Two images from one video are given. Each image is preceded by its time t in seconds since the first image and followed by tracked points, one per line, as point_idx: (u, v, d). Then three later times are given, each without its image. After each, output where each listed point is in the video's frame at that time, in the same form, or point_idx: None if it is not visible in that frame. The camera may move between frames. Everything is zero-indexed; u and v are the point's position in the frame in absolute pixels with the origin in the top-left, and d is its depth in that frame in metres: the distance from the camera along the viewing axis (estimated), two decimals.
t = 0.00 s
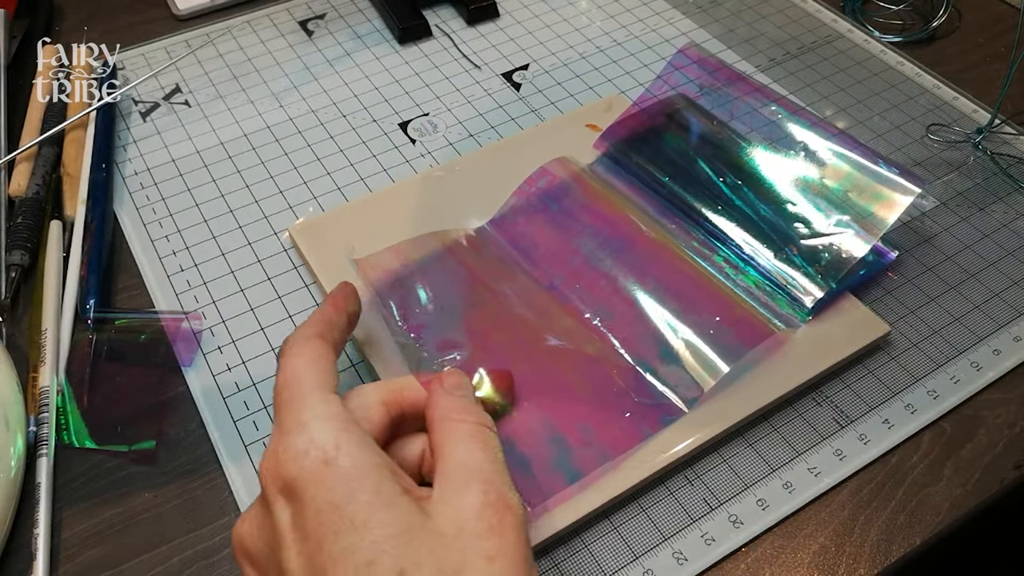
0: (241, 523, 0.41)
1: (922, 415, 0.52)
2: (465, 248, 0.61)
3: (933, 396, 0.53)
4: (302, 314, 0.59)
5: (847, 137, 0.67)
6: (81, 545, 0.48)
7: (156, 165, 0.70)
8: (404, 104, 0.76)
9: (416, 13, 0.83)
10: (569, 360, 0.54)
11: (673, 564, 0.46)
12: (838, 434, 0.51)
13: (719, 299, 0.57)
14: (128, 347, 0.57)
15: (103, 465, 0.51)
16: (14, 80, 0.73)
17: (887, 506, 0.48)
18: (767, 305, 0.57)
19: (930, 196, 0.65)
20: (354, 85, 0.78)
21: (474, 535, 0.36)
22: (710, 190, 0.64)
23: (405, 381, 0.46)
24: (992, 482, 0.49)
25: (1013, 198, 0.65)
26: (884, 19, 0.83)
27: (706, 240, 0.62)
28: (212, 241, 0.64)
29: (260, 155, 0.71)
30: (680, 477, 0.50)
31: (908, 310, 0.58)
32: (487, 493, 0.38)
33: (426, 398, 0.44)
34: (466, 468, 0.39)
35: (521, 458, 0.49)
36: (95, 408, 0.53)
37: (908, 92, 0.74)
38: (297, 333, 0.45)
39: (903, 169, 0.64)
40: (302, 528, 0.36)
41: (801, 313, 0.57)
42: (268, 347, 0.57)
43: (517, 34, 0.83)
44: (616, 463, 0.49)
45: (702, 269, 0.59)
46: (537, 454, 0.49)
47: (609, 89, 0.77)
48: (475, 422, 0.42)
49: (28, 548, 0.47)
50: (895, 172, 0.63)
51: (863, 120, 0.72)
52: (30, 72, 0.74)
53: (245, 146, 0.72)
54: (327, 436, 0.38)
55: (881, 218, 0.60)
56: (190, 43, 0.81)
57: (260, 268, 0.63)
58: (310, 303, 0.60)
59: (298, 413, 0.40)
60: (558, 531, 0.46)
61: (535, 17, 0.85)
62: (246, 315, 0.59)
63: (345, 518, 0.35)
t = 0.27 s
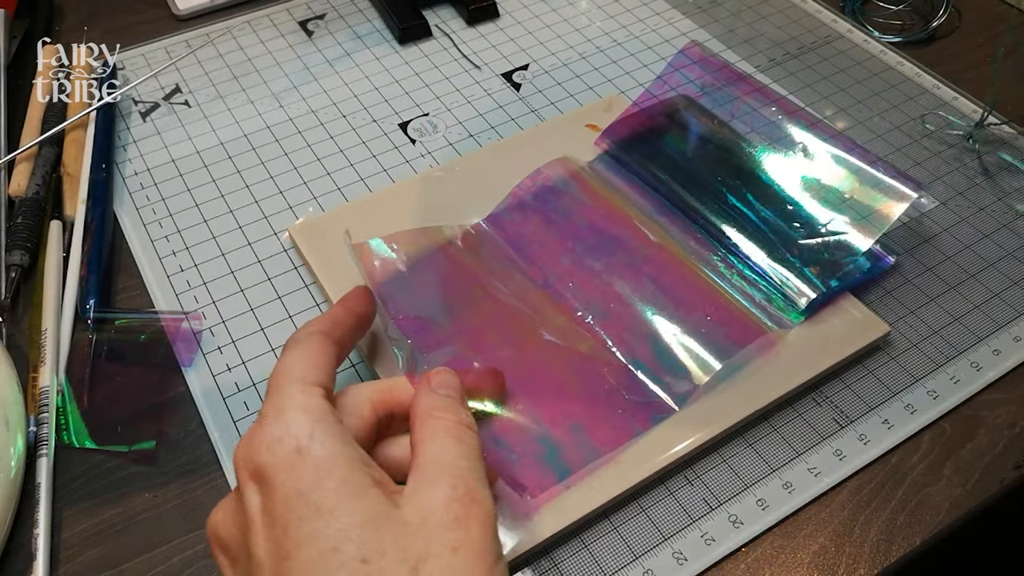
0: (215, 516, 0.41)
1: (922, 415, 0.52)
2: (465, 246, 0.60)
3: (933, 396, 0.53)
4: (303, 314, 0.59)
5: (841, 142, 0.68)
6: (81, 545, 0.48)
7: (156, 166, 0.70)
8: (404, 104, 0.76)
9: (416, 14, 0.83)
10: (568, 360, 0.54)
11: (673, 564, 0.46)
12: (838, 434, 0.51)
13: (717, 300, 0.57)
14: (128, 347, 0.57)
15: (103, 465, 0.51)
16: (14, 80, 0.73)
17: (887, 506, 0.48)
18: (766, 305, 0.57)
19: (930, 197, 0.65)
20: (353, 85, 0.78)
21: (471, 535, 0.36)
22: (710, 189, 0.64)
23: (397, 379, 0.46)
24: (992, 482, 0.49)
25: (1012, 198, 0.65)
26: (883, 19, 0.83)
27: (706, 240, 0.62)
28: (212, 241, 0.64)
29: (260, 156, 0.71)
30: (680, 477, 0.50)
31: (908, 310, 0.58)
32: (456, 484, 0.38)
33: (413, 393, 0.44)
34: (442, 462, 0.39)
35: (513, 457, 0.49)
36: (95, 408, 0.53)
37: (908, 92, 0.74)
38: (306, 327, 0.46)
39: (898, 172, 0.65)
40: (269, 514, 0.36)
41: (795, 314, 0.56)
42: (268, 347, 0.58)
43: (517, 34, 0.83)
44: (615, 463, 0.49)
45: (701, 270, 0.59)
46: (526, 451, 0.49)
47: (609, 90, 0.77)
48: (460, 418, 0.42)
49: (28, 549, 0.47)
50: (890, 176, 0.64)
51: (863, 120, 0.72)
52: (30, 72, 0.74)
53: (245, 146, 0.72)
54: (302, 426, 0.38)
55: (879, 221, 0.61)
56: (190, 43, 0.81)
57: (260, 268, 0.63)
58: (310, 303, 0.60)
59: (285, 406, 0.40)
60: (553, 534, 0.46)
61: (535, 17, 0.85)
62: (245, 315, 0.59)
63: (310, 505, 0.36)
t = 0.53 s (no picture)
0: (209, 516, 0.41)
1: (922, 415, 0.52)
2: (466, 247, 0.61)
3: (932, 396, 0.53)
4: (303, 314, 0.59)
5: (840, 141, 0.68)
6: (81, 545, 0.48)
7: (156, 166, 0.70)
8: (404, 104, 0.76)
9: (416, 14, 0.83)
10: (568, 360, 0.54)
11: (673, 564, 0.46)
12: (838, 434, 0.51)
13: (718, 302, 0.57)
14: (128, 347, 0.57)
15: (103, 465, 0.51)
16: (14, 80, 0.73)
17: (886, 506, 0.48)
18: (767, 305, 0.57)
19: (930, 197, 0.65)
20: (354, 85, 0.78)
21: (471, 536, 0.36)
22: (710, 189, 0.64)
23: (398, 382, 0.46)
24: (991, 483, 0.49)
25: (1012, 198, 0.65)
26: (884, 19, 0.83)
27: (706, 239, 0.62)
28: (212, 241, 0.64)
29: (260, 155, 0.71)
30: (680, 477, 0.50)
31: (907, 311, 0.58)
32: (451, 483, 0.38)
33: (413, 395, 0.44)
34: (437, 459, 0.39)
35: (511, 458, 0.49)
36: (95, 408, 0.53)
37: (908, 92, 0.74)
38: (311, 324, 0.46)
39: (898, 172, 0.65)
40: (263, 509, 0.37)
41: (795, 315, 0.56)
42: (268, 347, 0.57)
43: (517, 34, 0.83)
44: (614, 462, 0.49)
45: (701, 271, 0.59)
46: (525, 452, 0.49)
47: (609, 90, 0.77)
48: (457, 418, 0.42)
49: (28, 548, 0.47)
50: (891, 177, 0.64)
51: (863, 120, 0.72)
52: (30, 72, 0.74)
53: (245, 146, 0.72)
54: (297, 422, 0.39)
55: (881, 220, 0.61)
56: (190, 43, 0.81)
57: (261, 268, 0.63)
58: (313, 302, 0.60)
59: (282, 403, 0.40)
60: (553, 536, 0.46)
61: (535, 17, 0.85)
62: (246, 315, 0.59)
63: (303, 502, 0.36)
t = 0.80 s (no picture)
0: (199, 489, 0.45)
1: (922, 415, 0.52)
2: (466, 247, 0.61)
3: (933, 396, 0.53)
4: (303, 314, 0.59)
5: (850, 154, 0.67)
6: (81, 545, 0.48)
7: (156, 166, 0.70)
8: (404, 104, 0.76)
9: (416, 13, 0.83)
10: (569, 362, 0.54)
11: (673, 564, 0.46)
12: (838, 434, 0.51)
13: (720, 305, 0.57)
14: (127, 347, 0.57)
15: (103, 465, 0.51)
16: (14, 79, 0.73)
17: (886, 506, 0.48)
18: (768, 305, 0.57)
19: (930, 197, 0.65)
20: (354, 85, 0.78)
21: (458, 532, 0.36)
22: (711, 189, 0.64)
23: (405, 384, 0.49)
24: (991, 483, 0.49)
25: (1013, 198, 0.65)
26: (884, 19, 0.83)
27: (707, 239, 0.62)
28: (212, 241, 0.64)
29: (260, 155, 0.71)
30: (680, 477, 0.50)
31: (907, 311, 0.58)
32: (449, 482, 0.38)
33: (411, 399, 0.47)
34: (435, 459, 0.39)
35: (507, 456, 0.50)
36: (95, 408, 0.53)
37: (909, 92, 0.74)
38: (331, 322, 0.50)
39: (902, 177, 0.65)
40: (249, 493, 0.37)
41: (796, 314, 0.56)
42: (268, 347, 0.57)
43: (517, 34, 0.83)
44: (614, 462, 0.49)
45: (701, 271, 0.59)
46: (521, 450, 0.50)
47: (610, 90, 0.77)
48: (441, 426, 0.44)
49: (28, 548, 0.47)
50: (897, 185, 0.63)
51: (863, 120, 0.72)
52: (30, 72, 0.74)
53: (245, 146, 0.72)
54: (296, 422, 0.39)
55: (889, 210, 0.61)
56: (190, 43, 0.81)
57: (261, 268, 0.63)
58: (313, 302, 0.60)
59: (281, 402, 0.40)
60: (549, 538, 0.46)
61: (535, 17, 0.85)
62: (246, 315, 0.59)
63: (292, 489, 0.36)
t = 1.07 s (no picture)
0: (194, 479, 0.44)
1: (922, 415, 0.52)
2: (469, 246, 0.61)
3: (933, 395, 0.53)
4: (303, 314, 0.59)
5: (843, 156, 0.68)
6: (82, 544, 0.48)
7: (157, 166, 0.70)
8: (404, 104, 0.76)
9: (416, 13, 0.83)
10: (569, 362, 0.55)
11: (673, 564, 0.46)
12: (838, 434, 0.51)
13: (718, 306, 0.57)
14: (127, 346, 0.57)
15: (103, 464, 0.51)
16: (14, 80, 0.73)
17: (886, 506, 0.48)
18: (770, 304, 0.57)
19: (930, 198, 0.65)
20: (354, 85, 0.78)
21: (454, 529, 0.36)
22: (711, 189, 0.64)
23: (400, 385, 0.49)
24: (991, 483, 0.49)
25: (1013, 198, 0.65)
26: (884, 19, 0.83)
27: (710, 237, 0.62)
28: (212, 241, 0.64)
29: (260, 155, 0.71)
30: (681, 477, 0.50)
31: (907, 311, 0.58)
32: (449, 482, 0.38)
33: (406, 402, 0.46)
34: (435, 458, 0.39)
35: (503, 457, 0.50)
36: (95, 407, 0.53)
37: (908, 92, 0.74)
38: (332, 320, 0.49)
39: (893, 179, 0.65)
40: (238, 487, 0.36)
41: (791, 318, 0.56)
42: (269, 347, 0.57)
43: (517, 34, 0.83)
44: (614, 462, 0.49)
45: (702, 272, 0.59)
46: (516, 452, 0.50)
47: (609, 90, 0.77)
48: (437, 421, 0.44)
49: (29, 548, 0.47)
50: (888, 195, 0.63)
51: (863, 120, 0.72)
52: (30, 72, 0.74)
53: (246, 146, 0.72)
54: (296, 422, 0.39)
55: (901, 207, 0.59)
56: (190, 43, 0.81)
57: (261, 268, 0.63)
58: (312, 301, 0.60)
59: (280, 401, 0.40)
60: (548, 539, 0.46)
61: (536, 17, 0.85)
62: (246, 315, 0.59)
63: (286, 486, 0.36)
